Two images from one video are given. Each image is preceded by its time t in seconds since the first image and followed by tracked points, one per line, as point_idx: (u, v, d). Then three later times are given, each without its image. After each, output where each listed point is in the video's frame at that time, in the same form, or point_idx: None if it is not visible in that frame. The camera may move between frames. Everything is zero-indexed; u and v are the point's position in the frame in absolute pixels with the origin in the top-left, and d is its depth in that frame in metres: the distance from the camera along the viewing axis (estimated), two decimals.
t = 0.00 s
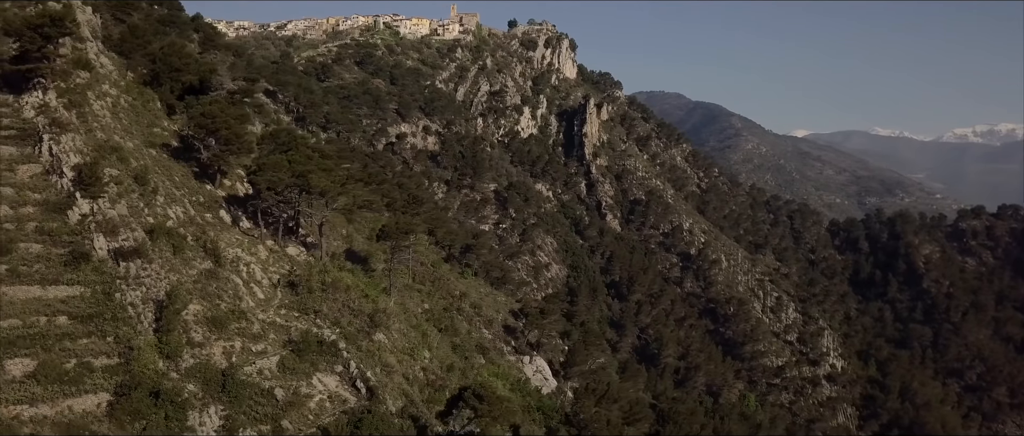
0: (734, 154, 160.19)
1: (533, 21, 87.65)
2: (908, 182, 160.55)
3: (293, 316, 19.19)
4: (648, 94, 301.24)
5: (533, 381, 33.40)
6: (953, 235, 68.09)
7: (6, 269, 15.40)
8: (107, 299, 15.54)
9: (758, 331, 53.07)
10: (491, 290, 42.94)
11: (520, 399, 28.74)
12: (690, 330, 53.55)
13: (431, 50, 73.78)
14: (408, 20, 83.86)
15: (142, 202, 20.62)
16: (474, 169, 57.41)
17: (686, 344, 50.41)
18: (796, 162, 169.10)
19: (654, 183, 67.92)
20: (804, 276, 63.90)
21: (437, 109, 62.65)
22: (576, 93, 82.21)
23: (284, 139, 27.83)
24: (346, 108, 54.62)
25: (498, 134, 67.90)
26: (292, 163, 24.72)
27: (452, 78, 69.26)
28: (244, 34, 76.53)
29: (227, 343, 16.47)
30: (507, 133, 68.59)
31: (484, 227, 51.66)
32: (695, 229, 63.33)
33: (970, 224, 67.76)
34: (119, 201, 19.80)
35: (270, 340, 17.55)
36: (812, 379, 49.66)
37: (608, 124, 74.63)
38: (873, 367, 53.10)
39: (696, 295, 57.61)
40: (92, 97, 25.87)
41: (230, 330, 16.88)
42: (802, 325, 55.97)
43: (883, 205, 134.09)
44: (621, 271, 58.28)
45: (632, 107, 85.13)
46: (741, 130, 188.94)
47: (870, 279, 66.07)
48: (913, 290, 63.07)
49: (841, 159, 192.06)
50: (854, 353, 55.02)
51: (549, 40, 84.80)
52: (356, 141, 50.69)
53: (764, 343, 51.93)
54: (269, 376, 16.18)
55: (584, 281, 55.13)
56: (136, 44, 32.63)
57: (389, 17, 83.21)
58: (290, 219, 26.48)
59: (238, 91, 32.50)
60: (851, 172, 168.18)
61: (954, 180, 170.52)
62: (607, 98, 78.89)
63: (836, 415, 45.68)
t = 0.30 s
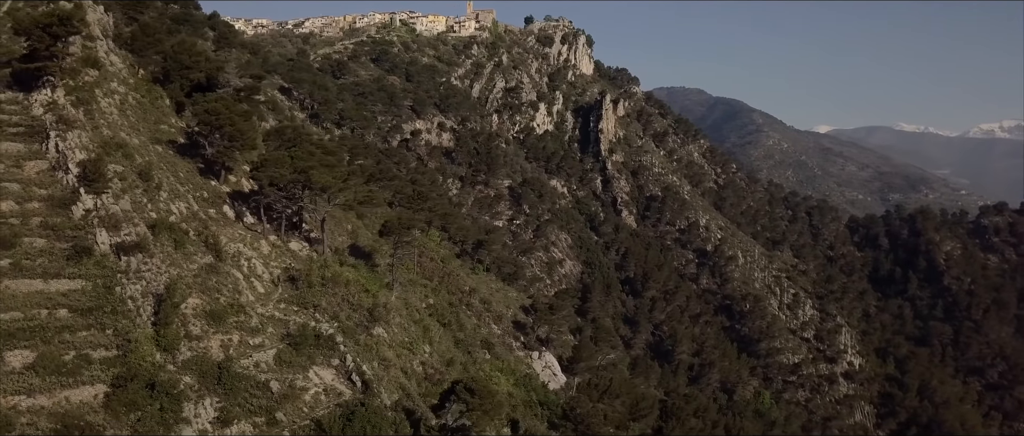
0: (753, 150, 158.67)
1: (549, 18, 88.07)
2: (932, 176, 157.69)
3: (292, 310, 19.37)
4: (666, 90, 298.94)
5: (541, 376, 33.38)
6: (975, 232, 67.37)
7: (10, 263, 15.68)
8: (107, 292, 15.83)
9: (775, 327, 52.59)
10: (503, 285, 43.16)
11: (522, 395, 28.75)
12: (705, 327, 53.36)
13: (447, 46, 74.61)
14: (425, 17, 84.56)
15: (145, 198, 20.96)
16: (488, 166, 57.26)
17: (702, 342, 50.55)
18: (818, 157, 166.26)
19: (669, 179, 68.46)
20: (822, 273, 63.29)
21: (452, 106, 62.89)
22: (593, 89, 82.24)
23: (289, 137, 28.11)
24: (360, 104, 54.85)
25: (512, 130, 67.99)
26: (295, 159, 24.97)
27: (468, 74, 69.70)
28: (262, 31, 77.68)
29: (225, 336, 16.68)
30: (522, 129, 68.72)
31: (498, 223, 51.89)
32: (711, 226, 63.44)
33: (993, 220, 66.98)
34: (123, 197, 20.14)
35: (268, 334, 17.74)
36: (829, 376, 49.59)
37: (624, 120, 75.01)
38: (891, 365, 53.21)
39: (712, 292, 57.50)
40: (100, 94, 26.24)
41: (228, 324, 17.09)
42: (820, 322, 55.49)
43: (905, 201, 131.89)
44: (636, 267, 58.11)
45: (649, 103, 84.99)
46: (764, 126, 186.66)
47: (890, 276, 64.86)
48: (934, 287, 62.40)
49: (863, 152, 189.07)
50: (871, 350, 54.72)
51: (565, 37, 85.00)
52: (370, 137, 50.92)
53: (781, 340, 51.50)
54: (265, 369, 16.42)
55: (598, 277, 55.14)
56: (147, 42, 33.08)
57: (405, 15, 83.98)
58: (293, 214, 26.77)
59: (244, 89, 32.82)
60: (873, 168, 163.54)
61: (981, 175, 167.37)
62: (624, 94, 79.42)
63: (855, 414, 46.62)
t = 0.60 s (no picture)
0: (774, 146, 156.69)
1: (566, 14, 88.16)
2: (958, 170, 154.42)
3: (292, 304, 19.59)
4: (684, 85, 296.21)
5: (549, 371, 33.39)
6: (998, 228, 66.41)
7: (14, 256, 15.74)
8: (108, 286, 16.11)
9: (791, 324, 52.08)
10: (514, 281, 43.34)
11: (525, 388, 28.23)
12: (720, 324, 52.98)
13: (462, 43, 75.23)
14: (440, 14, 84.97)
15: (149, 194, 21.27)
16: (503, 162, 57.33)
17: (716, 338, 50.57)
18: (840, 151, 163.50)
19: (686, 175, 67.68)
20: (840, 269, 62.63)
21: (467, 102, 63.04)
22: (609, 85, 81.95)
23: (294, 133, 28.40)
24: (375, 102, 55.42)
25: (529, 126, 68.41)
26: (298, 155, 25.24)
27: (484, 71, 69.99)
28: (281, 29, 78.55)
29: (223, 329, 16.94)
30: (538, 125, 68.97)
31: (512, 219, 52.07)
32: (728, 221, 62.39)
33: (1017, 217, 65.99)
34: (126, 192, 20.47)
35: (266, 327, 18.01)
36: (846, 374, 49.31)
37: (641, 116, 74.73)
38: (911, 363, 53.32)
39: (728, 288, 56.71)
40: (108, 92, 26.58)
41: (227, 317, 17.33)
42: (838, 319, 54.94)
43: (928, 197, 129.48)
44: (652, 264, 57.83)
45: (666, 99, 84.52)
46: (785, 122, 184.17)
47: (911, 273, 64.79)
48: (955, 284, 61.67)
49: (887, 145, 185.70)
50: (890, 348, 54.66)
51: (581, 33, 84.81)
52: (385, 134, 51.11)
53: (798, 337, 50.94)
54: (263, 361, 16.78)
55: (613, 272, 55.04)
56: (158, 40, 33.50)
57: (421, 12, 84.50)
58: (297, 210, 27.06)
59: (251, 85, 33.04)
60: (897, 161, 159.82)
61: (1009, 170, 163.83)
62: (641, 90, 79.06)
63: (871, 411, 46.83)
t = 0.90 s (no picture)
0: (796, 141, 154.25)
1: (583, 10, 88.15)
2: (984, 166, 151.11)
3: (292, 298, 19.82)
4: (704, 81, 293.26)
5: (558, 367, 33.53)
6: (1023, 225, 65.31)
7: (18, 250, 15.97)
8: (109, 279, 16.37)
9: (808, 321, 51.21)
10: (526, 276, 43.44)
11: (528, 383, 28.28)
12: (736, 320, 52.67)
13: (479, 39, 75.84)
14: (457, 10, 85.28)
15: (153, 189, 21.57)
16: (518, 158, 57.25)
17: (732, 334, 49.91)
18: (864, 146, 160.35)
19: (703, 171, 67.05)
20: (858, 266, 61.95)
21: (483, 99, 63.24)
22: (626, 80, 81.52)
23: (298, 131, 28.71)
24: (391, 98, 55.75)
25: (545, 122, 68.52)
26: (301, 152, 25.54)
27: (500, 67, 70.17)
28: (299, 26, 79.44)
29: (222, 322, 17.18)
30: (554, 121, 69.04)
31: (526, 215, 52.18)
32: (745, 218, 61.74)
33: None
34: (131, 188, 20.79)
35: (265, 321, 18.24)
36: (863, 371, 48.73)
37: (657, 112, 74.53)
38: (930, 361, 53.01)
39: (745, 284, 56.24)
40: (116, 89, 26.85)
41: (226, 310, 17.58)
42: (856, 316, 54.43)
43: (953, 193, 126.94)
44: (667, 260, 57.70)
45: (684, 94, 83.90)
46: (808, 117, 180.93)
47: (931, 270, 64.04)
48: (977, 282, 60.78)
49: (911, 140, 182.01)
50: (909, 345, 54.21)
51: (599, 28, 84.63)
52: (399, 130, 51.52)
53: (815, 334, 49.92)
54: (260, 354, 17.05)
55: (628, 269, 54.97)
56: (169, 38, 33.95)
57: (437, 8, 84.89)
58: (301, 206, 27.40)
59: (258, 82, 33.08)
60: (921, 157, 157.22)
61: None
62: (658, 86, 78.53)
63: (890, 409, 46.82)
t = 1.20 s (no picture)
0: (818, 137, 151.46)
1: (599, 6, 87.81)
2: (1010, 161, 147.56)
3: (292, 292, 20.04)
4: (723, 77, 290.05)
5: (567, 363, 33.77)
6: None
7: (23, 245, 16.31)
8: (111, 273, 16.67)
9: (825, 318, 50.63)
10: (537, 272, 43.34)
11: (532, 378, 28.33)
12: (751, 317, 52.26)
13: (495, 36, 75.95)
14: (473, 7, 85.38)
15: (157, 184, 21.83)
16: (532, 154, 57.34)
17: (746, 331, 49.60)
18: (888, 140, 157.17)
19: (720, 166, 66.44)
20: (877, 263, 61.09)
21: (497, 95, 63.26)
22: (643, 76, 80.95)
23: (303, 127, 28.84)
24: (405, 95, 55.84)
25: (560, 119, 68.41)
26: (303, 148, 25.77)
27: (515, 64, 70.16)
28: (316, 24, 80.11)
29: (221, 316, 17.44)
30: (569, 117, 68.86)
31: (540, 211, 52.13)
32: (762, 214, 61.12)
33: None
34: (136, 183, 21.10)
35: (264, 314, 18.48)
36: (881, 369, 47.99)
37: (674, 107, 74.24)
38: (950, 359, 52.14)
39: (761, 281, 55.66)
40: (124, 86, 27.12)
41: (225, 304, 17.83)
42: (875, 314, 53.76)
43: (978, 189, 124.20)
44: (682, 257, 57.65)
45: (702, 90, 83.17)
46: (831, 112, 177.80)
47: (952, 267, 62.46)
48: (1000, 279, 59.48)
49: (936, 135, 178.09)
50: (928, 343, 53.45)
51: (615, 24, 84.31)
52: (413, 127, 51.72)
53: (832, 332, 49.49)
54: (257, 347, 17.27)
55: (642, 265, 54.85)
56: (180, 36, 34.41)
57: (454, 5, 85.08)
58: (305, 201, 27.66)
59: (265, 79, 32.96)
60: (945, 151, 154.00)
61: None
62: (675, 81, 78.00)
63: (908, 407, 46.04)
